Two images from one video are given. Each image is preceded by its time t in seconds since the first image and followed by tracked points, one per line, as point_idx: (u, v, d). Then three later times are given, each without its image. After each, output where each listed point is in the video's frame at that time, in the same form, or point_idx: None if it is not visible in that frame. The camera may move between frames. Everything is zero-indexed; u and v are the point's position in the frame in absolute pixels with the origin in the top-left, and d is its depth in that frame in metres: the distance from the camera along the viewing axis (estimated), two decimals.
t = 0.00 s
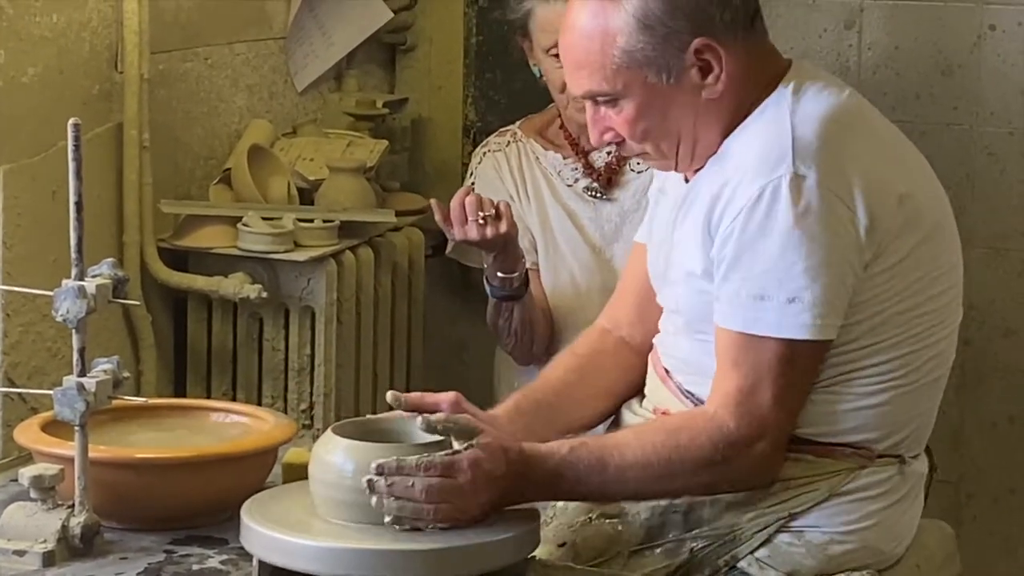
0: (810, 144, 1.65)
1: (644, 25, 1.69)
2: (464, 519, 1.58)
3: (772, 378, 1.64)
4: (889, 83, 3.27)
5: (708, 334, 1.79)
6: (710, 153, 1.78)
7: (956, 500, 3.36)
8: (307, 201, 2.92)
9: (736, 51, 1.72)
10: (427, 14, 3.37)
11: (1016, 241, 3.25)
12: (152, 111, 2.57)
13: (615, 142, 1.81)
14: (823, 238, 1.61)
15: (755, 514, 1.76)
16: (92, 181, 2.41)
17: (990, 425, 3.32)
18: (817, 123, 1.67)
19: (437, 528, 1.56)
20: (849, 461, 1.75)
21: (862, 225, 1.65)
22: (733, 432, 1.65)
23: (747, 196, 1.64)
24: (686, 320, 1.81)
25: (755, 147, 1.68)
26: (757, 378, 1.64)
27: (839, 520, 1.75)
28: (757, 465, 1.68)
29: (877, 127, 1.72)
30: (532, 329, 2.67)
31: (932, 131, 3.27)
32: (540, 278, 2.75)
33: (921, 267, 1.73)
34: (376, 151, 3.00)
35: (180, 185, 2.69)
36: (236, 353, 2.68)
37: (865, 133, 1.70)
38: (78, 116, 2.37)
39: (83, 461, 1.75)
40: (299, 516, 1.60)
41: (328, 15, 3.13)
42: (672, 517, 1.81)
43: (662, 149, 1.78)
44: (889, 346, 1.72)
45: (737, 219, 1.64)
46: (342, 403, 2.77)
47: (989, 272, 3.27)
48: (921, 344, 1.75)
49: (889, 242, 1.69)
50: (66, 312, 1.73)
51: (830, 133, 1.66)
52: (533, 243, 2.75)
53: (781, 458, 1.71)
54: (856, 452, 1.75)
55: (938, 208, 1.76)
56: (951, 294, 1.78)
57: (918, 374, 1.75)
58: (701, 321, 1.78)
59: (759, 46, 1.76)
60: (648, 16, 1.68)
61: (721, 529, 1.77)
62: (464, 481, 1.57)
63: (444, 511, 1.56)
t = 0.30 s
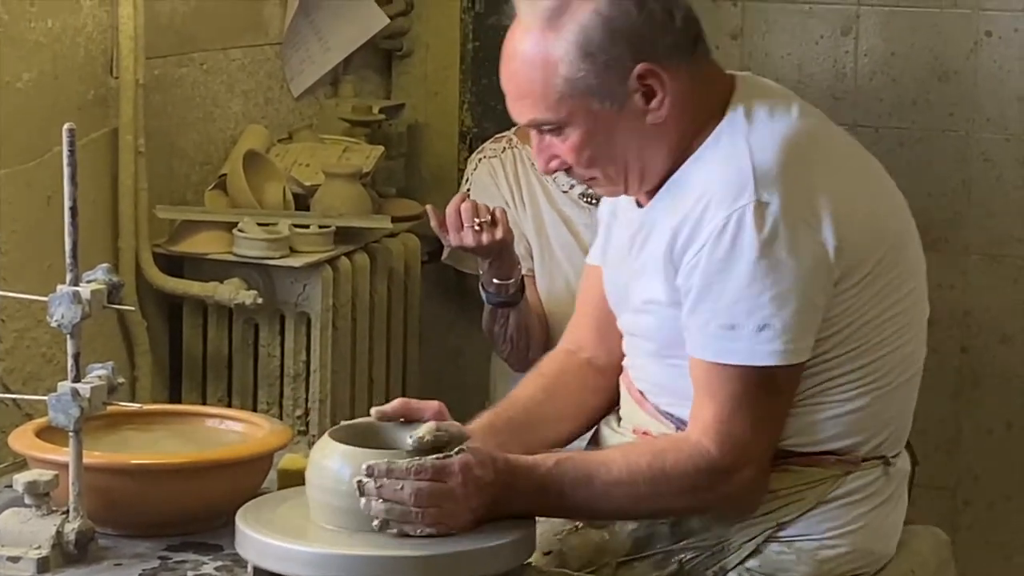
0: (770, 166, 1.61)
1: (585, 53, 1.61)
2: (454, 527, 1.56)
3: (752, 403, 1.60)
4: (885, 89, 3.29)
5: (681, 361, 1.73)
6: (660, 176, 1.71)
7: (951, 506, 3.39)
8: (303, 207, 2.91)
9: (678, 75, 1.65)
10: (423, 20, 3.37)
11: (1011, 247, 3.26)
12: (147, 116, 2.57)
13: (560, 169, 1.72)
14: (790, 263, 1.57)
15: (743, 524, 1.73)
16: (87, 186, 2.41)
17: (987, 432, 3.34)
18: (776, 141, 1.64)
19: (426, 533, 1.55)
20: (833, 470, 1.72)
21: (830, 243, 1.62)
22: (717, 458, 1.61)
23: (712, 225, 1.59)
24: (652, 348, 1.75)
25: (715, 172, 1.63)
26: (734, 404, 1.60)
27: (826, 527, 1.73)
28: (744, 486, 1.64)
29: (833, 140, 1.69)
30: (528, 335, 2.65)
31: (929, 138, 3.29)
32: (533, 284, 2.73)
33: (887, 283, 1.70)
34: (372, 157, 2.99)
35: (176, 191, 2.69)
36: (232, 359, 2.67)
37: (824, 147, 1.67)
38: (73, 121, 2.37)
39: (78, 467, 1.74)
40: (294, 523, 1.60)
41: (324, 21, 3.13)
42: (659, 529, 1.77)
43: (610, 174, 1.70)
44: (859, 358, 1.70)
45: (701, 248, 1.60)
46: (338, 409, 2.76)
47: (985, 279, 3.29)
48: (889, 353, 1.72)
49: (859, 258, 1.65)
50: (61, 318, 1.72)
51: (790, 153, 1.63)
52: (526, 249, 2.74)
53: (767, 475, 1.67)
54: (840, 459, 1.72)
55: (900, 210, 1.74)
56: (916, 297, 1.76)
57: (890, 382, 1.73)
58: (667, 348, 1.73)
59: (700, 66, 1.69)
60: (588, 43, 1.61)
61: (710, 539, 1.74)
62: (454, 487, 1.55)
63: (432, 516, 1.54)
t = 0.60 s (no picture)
0: (730, 182, 1.60)
1: (534, 82, 1.62)
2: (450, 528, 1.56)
3: (735, 414, 1.59)
4: (882, 94, 3.38)
5: (658, 378, 1.72)
6: (624, 196, 1.70)
7: (949, 511, 3.48)
8: (299, 212, 2.91)
9: (633, 97, 1.65)
10: (421, 24, 3.38)
11: (1009, 252, 3.35)
12: (143, 120, 2.57)
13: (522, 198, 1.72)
14: (761, 277, 1.56)
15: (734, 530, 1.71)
16: (82, 190, 2.40)
17: (982, 436, 3.43)
18: (734, 158, 1.63)
19: (422, 536, 1.54)
20: (822, 472, 1.72)
21: (797, 254, 1.61)
22: (709, 471, 1.60)
23: (679, 247, 1.58)
24: (629, 367, 1.75)
25: (678, 193, 1.63)
26: (717, 419, 1.59)
27: (816, 531, 1.72)
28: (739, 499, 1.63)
29: (792, 149, 1.68)
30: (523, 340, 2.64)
31: (925, 143, 3.37)
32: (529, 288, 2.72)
33: (856, 288, 1.69)
34: (368, 162, 2.99)
35: (172, 196, 2.68)
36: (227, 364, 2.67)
37: (780, 159, 1.66)
38: (69, 125, 2.37)
39: (74, 470, 1.74)
40: (291, 528, 1.59)
41: (323, 26, 3.14)
42: (650, 536, 1.77)
43: (571, 201, 1.70)
44: (832, 365, 1.69)
45: (669, 271, 1.59)
46: (334, 414, 2.76)
47: (981, 283, 3.38)
48: (860, 357, 1.71)
49: (829, 264, 1.64)
50: (56, 322, 1.72)
51: (749, 167, 1.62)
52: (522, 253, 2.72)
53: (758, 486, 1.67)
54: (829, 462, 1.72)
55: (863, 212, 1.73)
56: (885, 298, 1.75)
57: (866, 384, 1.72)
58: (646, 366, 1.72)
59: (654, 86, 1.69)
60: (538, 73, 1.62)
61: (701, 546, 1.72)
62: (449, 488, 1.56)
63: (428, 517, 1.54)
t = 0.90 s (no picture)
0: (718, 182, 1.60)
1: (521, 83, 1.62)
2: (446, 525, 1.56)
3: (728, 411, 1.59)
4: (878, 98, 3.38)
5: (649, 381, 1.72)
6: (611, 198, 1.70)
7: (945, 516, 3.49)
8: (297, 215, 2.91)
9: (620, 97, 1.65)
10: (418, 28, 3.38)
11: (1007, 256, 3.35)
12: (141, 124, 2.56)
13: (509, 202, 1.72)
14: (751, 276, 1.56)
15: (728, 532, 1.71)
16: (79, 195, 2.40)
17: (980, 441, 3.44)
18: (722, 157, 1.63)
19: (415, 534, 1.54)
20: (815, 472, 1.71)
21: (786, 252, 1.60)
22: (706, 471, 1.59)
23: (669, 247, 1.58)
24: (619, 370, 1.74)
25: (667, 193, 1.62)
26: (711, 419, 1.59)
27: (810, 531, 1.71)
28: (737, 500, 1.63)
29: (778, 149, 1.68)
30: (521, 339, 2.64)
31: (923, 148, 3.37)
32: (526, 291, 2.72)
33: (844, 287, 1.69)
34: (365, 165, 3.00)
35: (170, 200, 2.68)
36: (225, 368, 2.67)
37: (768, 158, 1.66)
38: (66, 129, 2.36)
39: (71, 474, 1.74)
40: (289, 533, 1.59)
41: (320, 31, 3.13)
42: (643, 539, 1.77)
43: (560, 204, 1.70)
44: (821, 365, 1.69)
45: (659, 272, 1.58)
46: (331, 418, 2.76)
47: (977, 287, 3.39)
48: (848, 357, 1.71)
49: (817, 264, 1.64)
50: (54, 325, 1.72)
51: (737, 167, 1.62)
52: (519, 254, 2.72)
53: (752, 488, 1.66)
54: (821, 462, 1.72)
55: (850, 211, 1.73)
56: (873, 298, 1.75)
57: (855, 384, 1.72)
58: (637, 368, 1.72)
59: (640, 86, 1.69)
60: (525, 73, 1.61)
61: (694, 547, 1.72)
62: (441, 485, 1.55)
63: (421, 516, 1.54)
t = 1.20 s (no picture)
0: (729, 167, 1.60)
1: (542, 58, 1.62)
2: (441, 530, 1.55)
3: (732, 400, 1.58)
4: (877, 102, 3.39)
5: (652, 370, 1.72)
6: (624, 184, 1.70)
7: (945, 520, 3.51)
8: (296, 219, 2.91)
9: (639, 80, 1.65)
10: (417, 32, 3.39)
11: (1004, 261, 3.36)
12: (140, 128, 2.57)
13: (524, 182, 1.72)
14: (758, 263, 1.56)
15: (727, 529, 1.71)
16: (78, 198, 2.40)
17: (979, 445, 3.46)
18: (734, 145, 1.63)
19: (413, 542, 1.54)
20: (815, 469, 1.71)
21: (792, 243, 1.61)
22: (706, 460, 1.58)
23: (676, 231, 1.58)
24: (628, 359, 1.74)
25: (676, 179, 1.62)
26: (715, 408, 1.58)
27: (808, 530, 1.71)
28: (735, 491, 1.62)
29: (790, 141, 1.68)
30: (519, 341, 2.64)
31: (923, 152, 3.38)
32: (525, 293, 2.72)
33: (851, 283, 1.69)
34: (365, 169, 3.00)
35: (169, 203, 2.68)
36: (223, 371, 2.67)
37: (781, 149, 1.66)
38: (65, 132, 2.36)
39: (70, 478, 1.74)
40: (289, 537, 1.59)
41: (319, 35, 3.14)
42: (643, 538, 1.76)
43: (574, 186, 1.70)
44: (827, 361, 1.69)
45: (667, 254, 1.59)
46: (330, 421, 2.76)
47: (976, 291, 3.39)
48: (855, 353, 1.71)
49: (822, 257, 1.64)
50: (52, 329, 1.71)
51: (748, 155, 1.62)
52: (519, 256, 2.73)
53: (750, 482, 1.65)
54: (821, 460, 1.71)
55: (862, 208, 1.73)
56: (882, 295, 1.75)
57: (861, 381, 1.72)
58: (644, 356, 1.71)
59: (660, 72, 1.69)
60: (547, 48, 1.62)
61: (693, 545, 1.72)
62: (433, 492, 1.53)
63: (413, 524, 1.54)
